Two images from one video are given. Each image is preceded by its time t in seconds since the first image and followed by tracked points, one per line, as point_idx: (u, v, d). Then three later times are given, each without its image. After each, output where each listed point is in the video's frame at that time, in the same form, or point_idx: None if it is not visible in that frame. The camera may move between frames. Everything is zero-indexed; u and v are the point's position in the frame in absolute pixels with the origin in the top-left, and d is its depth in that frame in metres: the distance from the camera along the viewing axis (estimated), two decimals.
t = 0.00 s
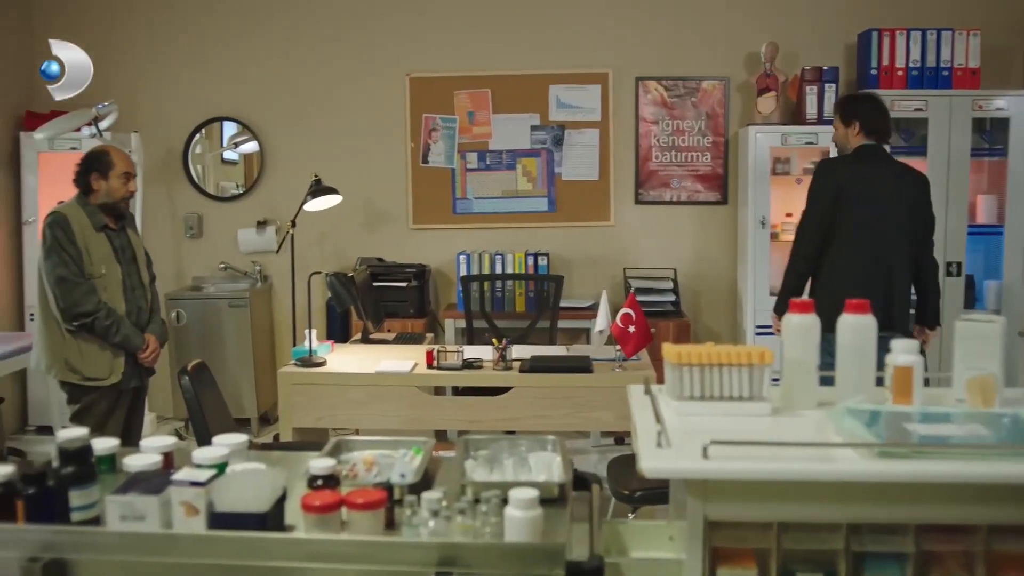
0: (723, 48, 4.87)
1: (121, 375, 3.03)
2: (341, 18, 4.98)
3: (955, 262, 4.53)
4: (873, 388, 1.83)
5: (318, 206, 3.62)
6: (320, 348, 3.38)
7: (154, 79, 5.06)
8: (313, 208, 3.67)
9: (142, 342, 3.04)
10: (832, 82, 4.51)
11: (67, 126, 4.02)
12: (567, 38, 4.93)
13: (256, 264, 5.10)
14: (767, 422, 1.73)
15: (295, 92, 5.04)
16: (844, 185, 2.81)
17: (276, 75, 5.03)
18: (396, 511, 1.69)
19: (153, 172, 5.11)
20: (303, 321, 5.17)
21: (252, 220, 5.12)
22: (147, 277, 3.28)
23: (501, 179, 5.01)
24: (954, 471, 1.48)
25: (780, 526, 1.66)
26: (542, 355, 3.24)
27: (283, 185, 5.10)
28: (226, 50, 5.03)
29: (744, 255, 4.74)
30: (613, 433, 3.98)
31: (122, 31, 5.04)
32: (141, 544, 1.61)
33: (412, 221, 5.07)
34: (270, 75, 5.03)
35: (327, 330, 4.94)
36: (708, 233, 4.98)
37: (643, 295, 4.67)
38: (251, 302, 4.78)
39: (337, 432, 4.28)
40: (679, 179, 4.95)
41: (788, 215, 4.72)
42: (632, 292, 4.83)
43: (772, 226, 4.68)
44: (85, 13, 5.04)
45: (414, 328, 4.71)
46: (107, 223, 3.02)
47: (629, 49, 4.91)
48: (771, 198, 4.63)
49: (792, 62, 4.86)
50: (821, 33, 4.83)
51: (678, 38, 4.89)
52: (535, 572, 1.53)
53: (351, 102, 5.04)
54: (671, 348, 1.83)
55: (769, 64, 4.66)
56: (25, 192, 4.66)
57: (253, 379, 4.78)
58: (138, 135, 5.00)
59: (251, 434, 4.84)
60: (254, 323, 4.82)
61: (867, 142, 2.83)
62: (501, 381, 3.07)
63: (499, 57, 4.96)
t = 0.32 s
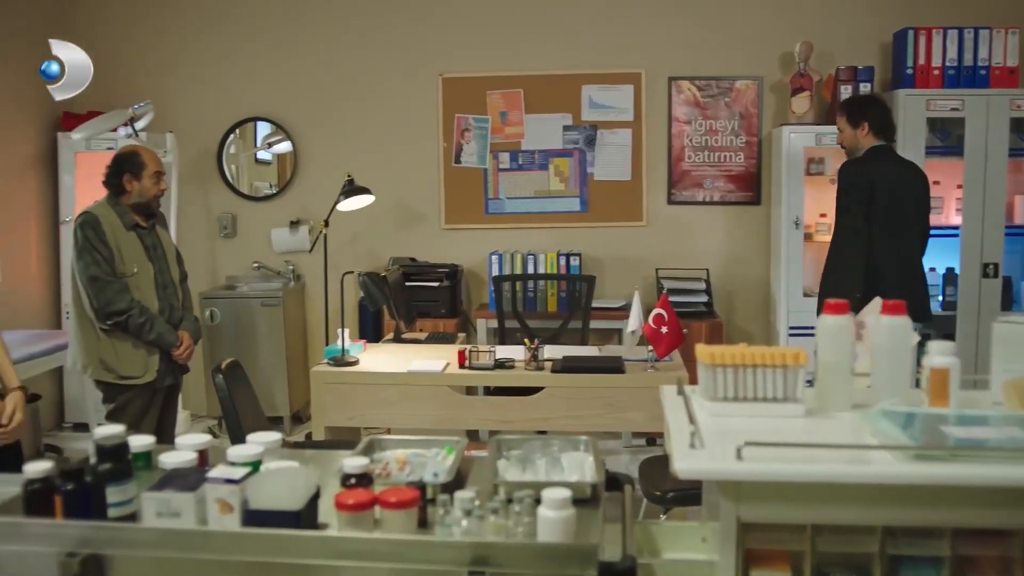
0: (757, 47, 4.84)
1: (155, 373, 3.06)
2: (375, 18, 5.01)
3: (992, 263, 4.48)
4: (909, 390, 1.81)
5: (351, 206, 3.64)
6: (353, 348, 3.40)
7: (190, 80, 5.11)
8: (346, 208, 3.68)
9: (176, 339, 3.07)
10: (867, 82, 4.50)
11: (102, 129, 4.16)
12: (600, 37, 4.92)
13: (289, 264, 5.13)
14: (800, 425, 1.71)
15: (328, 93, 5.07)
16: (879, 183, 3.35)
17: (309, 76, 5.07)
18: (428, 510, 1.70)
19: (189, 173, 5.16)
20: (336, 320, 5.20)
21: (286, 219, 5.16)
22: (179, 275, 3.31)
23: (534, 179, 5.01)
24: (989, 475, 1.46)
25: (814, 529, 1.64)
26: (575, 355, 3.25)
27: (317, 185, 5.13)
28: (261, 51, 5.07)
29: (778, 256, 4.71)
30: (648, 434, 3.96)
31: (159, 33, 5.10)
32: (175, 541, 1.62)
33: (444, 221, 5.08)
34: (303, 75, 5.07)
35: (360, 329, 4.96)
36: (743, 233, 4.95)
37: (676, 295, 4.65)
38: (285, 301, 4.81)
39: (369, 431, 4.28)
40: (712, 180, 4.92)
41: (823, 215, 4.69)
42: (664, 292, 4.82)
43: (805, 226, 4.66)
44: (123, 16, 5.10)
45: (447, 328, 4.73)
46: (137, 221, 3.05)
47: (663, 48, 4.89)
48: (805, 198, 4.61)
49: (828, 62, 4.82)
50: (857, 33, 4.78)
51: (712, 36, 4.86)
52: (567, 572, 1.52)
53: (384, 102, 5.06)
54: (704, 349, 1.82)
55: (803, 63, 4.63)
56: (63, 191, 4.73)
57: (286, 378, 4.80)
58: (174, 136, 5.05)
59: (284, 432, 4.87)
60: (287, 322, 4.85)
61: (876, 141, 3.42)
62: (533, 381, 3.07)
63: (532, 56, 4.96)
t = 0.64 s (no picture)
0: (790, 46, 4.81)
1: (187, 373, 3.09)
2: (407, 19, 5.03)
3: None
4: (944, 392, 1.78)
5: (382, 206, 3.66)
6: (384, 348, 3.42)
7: (224, 81, 5.16)
8: (378, 208, 3.69)
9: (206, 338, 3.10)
10: (901, 81, 4.49)
11: (138, 129, 4.22)
12: (632, 37, 4.90)
13: (321, 264, 5.16)
14: (833, 426, 1.69)
15: (360, 93, 5.10)
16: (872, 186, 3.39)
17: (341, 76, 5.10)
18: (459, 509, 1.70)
19: (222, 173, 5.21)
20: (367, 319, 5.22)
21: (317, 219, 5.19)
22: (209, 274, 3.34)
23: (565, 179, 5.01)
24: None
25: (847, 532, 1.63)
26: (606, 355, 3.24)
27: (349, 185, 5.16)
28: (294, 52, 5.11)
29: (811, 258, 4.67)
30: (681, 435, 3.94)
31: (194, 34, 5.15)
32: (209, 538, 1.64)
33: (475, 221, 5.09)
34: (335, 75, 5.10)
35: (391, 328, 4.98)
36: (774, 234, 4.92)
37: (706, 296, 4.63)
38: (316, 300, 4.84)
39: (401, 430, 4.30)
40: (744, 180, 4.89)
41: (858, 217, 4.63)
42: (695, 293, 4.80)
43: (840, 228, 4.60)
44: (158, 17, 5.15)
45: (477, 328, 4.73)
46: (166, 221, 3.08)
47: (695, 47, 4.87)
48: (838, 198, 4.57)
49: (862, 61, 4.78)
50: (891, 31, 4.74)
51: (744, 35, 4.83)
52: (599, 572, 1.52)
53: (416, 102, 5.08)
54: (736, 349, 1.81)
55: (837, 63, 4.60)
56: (98, 191, 4.80)
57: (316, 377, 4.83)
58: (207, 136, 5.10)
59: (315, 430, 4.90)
60: (319, 321, 4.88)
61: (867, 146, 3.48)
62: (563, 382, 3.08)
63: (563, 56, 4.96)
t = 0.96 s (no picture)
0: (817, 46, 4.78)
1: (214, 373, 3.12)
2: (432, 19, 5.04)
3: None
4: (973, 394, 1.77)
5: (406, 206, 3.66)
6: (409, 348, 3.43)
7: (250, 81, 5.19)
8: (402, 208, 3.70)
9: (232, 339, 3.12)
10: (930, 80, 4.44)
11: (165, 129, 4.26)
12: (658, 36, 4.89)
13: (346, 264, 5.18)
14: (859, 428, 1.68)
15: (385, 93, 5.11)
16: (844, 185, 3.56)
17: (367, 77, 5.12)
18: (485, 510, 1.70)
19: (247, 173, 5.24)
20: (392, 319, 5.24)
21: (342, 218, 5.21)
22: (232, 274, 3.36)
23: (590, 179, 5.00)
24: None
25: (874, 535, 1.62)
26: (630, 355, 3.24)
27: (374, 185, 5.18)
28: (319, 52, 5.13)
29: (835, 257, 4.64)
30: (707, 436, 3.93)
31: (220, 35, 5.18)
32: (236, 535, 1.65)
33: (500, 221, 5.09)
34: (361, 76, 5.12)
35: (415, 328, 5.00)
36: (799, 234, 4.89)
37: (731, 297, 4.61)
38: (341, 300, 4.86)
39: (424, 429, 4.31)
40: (770, 180, 4.87)
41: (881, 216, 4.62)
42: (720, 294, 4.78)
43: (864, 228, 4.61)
44: (186, 18, 5.19)
45: (501, 328, 4.74)
46: (191, 223, 3.10)
47: (721, 47, 4.85)
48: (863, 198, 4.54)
49: (890, 60, 4.74)
50: (919, 30, 4.70)
51: (771, 35, 4.81)
52: (624, 572, 1.52)
53: (440, 102, 5.09)
54: (762, 350, 1.80)
55: (864, 62, 4.57)
56: (126, 191, 4.84)
57: (341, 375, 4.85)
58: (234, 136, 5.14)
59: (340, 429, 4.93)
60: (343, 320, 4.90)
61: (840, 143, 3.61)
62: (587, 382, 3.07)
63: (589, 55, 4.96)
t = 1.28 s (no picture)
0: (845, 45, 4.75)
1: (244, 373, 3.14)
2: (457, 20, 5.05)
3: None
4: (1004, 396, 1.75)
5: (432, 206, 3.67)
6: (435, 347, 3.43)
7: (277, 81, 5.22)
8: (428, 208, 3.70)
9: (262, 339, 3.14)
10: (959, 79, 4.40)
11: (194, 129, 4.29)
12: (684, 35, 4.87)
13: (372, 263, 5.20)
14: (889, 430, 1.67)
15: (412, 93, 5.13)
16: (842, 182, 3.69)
17: (393, 77, 5.13)
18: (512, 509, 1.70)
19: (274, 172, 5.27)
20: (418, 319, 5.25)
21: (369, 218, 5.23)
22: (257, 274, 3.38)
23: (615, 179, 5.00)
24: None
25: (904, 538, 1.60)
26: (656, 355, 3.24)
27: (400, 185, 5.19)
28: (345, 52, 5.15)
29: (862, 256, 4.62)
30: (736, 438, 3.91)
31: (248, 35, 5.21)
32: (265, 533, 1.65)
33: (526, 221, 5.09)
34: (387, 76, 5.13)
35: (441, 328, 5.01)
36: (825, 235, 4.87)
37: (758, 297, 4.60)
38: (367, 299, 4.88)
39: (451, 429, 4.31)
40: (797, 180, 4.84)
41: (910, 216, 4.56)
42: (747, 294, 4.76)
43: (894, 227, 4.54)
44: (214, 18, 5.23)
45: (527, 328, 4.74)
46: (220, 223, 3.11)
47: (748, 46, 4.83)
48: (892, 199, 4.49)
49: (919, 59, 4.70)
50: (949, 29, 4.66)
51: (799, 34, 4.78)
52: (652, 573, 1.51)
53: (466, 102, 5.10)
54: (791, 350, 1.80)
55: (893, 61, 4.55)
56: (154, 190, 4.89)
57: (366, 374, 4.87)
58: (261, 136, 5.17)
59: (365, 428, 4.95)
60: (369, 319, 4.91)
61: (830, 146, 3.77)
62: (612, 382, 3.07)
63: (615, 55, 4.95)
